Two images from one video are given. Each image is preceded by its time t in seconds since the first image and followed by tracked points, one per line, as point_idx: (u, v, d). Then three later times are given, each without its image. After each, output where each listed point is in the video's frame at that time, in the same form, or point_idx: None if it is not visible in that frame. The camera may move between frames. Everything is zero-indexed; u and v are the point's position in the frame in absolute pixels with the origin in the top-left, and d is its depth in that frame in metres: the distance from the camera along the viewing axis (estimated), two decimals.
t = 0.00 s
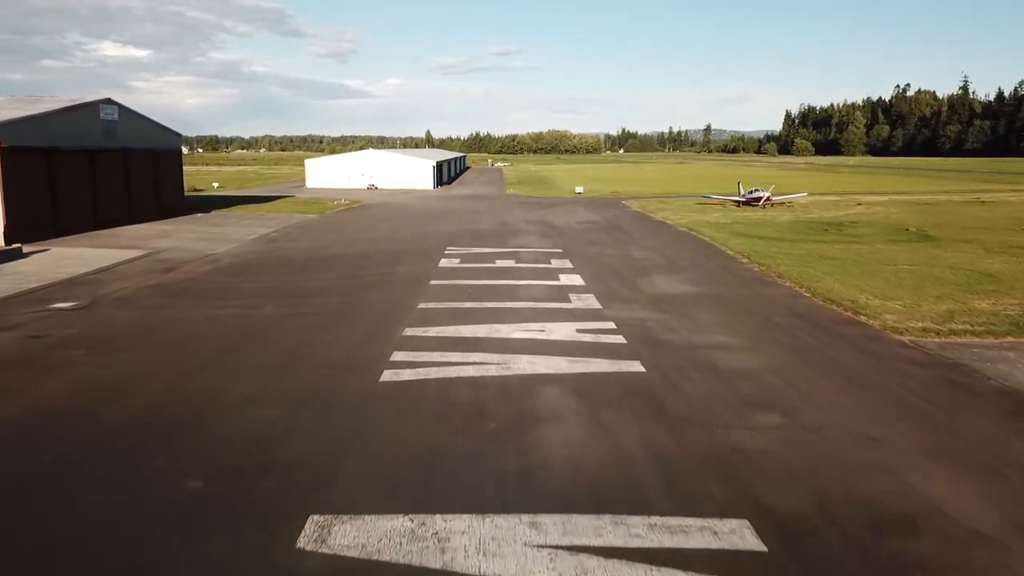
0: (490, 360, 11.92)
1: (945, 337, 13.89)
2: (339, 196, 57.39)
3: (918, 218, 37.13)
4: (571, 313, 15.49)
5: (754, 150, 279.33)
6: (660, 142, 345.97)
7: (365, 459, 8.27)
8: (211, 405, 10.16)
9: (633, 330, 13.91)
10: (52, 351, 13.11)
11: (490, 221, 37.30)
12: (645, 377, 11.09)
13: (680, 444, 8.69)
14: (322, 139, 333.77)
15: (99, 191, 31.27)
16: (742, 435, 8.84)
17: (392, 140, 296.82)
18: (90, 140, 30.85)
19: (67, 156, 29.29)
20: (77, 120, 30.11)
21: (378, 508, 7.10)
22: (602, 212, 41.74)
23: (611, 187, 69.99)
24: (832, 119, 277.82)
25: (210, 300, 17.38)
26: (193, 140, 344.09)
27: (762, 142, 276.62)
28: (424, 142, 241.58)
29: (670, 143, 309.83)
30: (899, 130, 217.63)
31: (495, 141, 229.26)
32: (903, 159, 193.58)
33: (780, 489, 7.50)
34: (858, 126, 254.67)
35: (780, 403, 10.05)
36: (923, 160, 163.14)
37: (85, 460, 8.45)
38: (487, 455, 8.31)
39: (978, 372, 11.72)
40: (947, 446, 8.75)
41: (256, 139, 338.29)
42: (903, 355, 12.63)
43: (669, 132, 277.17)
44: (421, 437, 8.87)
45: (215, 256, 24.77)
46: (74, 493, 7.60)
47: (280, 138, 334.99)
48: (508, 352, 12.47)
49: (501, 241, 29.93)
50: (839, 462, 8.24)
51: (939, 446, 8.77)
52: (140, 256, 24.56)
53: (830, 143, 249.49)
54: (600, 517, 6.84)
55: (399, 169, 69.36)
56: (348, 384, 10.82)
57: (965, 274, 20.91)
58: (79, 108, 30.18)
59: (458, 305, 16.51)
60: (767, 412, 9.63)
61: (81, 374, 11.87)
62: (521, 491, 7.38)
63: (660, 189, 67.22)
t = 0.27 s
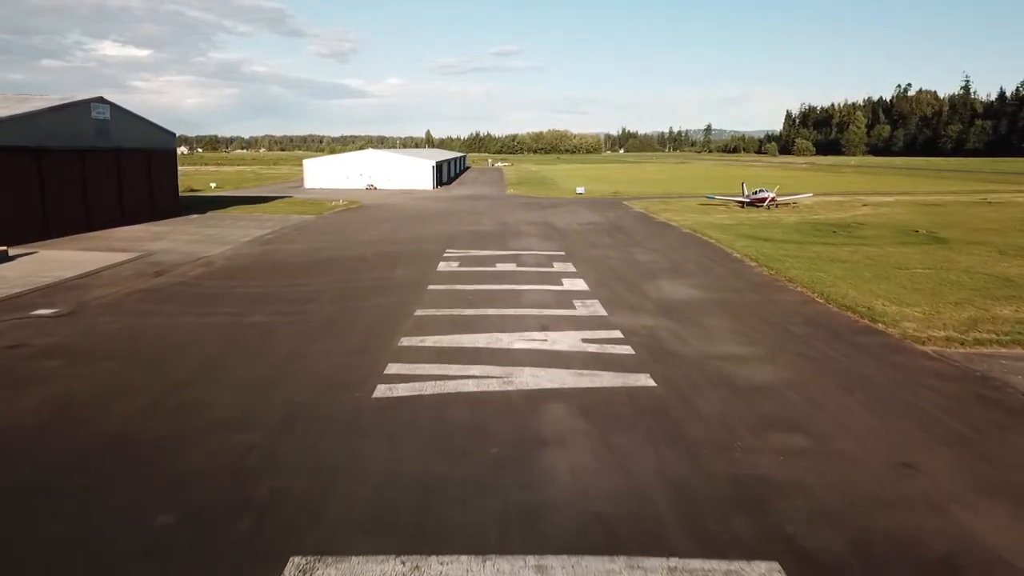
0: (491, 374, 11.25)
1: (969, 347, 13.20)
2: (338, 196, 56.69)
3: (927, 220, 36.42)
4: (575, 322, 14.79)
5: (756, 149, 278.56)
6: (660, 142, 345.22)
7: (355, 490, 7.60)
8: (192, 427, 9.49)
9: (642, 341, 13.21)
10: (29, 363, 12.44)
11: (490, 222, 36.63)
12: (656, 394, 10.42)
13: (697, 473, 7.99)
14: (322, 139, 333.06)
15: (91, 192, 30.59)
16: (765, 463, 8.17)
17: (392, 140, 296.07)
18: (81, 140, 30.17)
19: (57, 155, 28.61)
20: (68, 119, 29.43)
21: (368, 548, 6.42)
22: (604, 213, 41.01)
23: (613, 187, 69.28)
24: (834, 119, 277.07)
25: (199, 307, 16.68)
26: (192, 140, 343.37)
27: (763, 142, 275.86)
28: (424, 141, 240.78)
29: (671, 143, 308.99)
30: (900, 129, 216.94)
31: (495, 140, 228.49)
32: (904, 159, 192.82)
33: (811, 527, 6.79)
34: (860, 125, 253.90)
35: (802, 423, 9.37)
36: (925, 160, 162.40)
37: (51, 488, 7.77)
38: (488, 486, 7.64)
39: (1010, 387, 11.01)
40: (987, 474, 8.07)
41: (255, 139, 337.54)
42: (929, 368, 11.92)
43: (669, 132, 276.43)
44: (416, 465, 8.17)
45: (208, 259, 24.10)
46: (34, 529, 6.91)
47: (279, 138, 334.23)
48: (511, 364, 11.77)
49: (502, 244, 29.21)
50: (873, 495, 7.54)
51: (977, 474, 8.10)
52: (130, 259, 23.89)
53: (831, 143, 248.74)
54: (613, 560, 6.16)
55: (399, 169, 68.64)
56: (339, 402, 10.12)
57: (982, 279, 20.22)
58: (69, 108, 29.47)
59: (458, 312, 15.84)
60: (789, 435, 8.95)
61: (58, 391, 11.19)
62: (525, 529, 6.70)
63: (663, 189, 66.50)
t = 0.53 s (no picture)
0: (491, 389, 10.53)
1: (997, 358, 12.48)
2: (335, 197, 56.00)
3: (935, 221, 35.71)
4: (579, 330, 14.07)
5: (756, 150, 278.04)
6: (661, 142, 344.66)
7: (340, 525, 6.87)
8: (168, 450, 8.76)
9: (650, 352, 12.49)
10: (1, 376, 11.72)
11: (490, 224, 35.92)
12: (669, 412, 9.70)
13: (717, 505, 7.27)
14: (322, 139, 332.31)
15: (81, 193, 29.88)
16: (792, 493, 7.45)
17: (392, 140, 295.77)
18: (71, 139, 29.46)
19: (47, 155, 27.91)
20: (58, 118, 28.71)
21: None
22: (606, 214, 40.35)
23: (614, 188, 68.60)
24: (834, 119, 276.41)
25: (186, 313, 15.96)
26: (192, 139, 342.52)
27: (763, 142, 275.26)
28: (424, 141, 240.11)
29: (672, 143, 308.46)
30: (901, 129, 216.38)
31: (495, 141, 227.82)
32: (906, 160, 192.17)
33: (851, 575, 6.05)
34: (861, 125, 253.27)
35: (828, 446, 8.65)
36: (927, 160, 161.73)
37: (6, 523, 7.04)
38: (487, 520, 6.91)
39: None
40: None
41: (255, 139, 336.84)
42: (957, 382, 11.21)
43: (669, 132, 275.82)
44: (408, 495, 7.45)
45: (199, 262, 23.39)
46: None
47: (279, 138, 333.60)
48: (512, 378, 11.04)
49: (502, 246, 28.48)
50: (913, 530, 6.84)
51: None
52: (119, 262, 23.17)
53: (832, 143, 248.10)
54: None
55: (398, 169, 67.95)
56: (328, 421, 9.40)
57: (1001, 284, 19.49)
58: (59, 106, 28.73)
59: (456, 320, 15.11)
60: (815, 461, 8.23)
61: (29, 407, 10.48)
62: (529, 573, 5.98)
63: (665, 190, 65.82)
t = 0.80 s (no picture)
0: (491, 406, 9.83)
1: None
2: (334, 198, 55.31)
3: (944, 223, 35.01)
4: (584, 340, 13.38)
5: (756, 150, 277.34)
6: (661, 142, 344.05)
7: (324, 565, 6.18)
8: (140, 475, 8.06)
9: (660, 365, 11.78)
10: None
11: (490, 225, 35.23)
12: (683, 432, 9.00)
13: (741, 541, 6.58)
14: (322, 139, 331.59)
15: (72, 194, 29.20)
16: (822, 528, 6.75)
17: (391, 140, 295.14)
18: (62, 139, 28.78)
19: (36, 156, 27.23)
20: (48, 117, 28.02)
21: None
22: (608, 215, 39.64)
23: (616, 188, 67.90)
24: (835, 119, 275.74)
25: (172, 321, 15.27)
26: (192, 140, 341.90)
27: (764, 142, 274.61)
28: (424, 141, 239.45)
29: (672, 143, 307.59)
30: (902, 129, 215.70)
31: (495, 141, 227.15)
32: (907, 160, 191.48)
33: None
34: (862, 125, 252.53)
35: (857, 472, 7.95)
36: (929, 160, 161.01)
37: None
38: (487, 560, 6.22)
39: None
40: None
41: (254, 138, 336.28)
42: (989, 398, 10.50)
43: (670, 132, 275.17)
44: (400, 529, 6.76)
45: (191, 266, 22.71)
46: None
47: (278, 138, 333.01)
48: (514, 393, 10.33)
49: (502, 248, 27.79)
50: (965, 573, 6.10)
51: None
52: (108, 266, 22.50)
53: (833, 143, 247.46)
54: None
55: (397, 170, 67.25)
56: (317, 444, 8.68)
57: (1020, 289, 18.78)
58: (48, 105, 28.05)
59: (455, 328, 14.41)
60: (845, 489, 7.53)
61: None
62: None
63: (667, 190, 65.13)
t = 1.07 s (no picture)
0: (493, 424, 9.15)
1: None
2: (332, 199, 54.58)
3: (953, 224, 34.33)
4: (589, 350, 12.70)
5: (757, 150, 276.65)
6: (661, 142, 343.48)
7: None
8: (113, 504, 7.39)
9: (671, 379, 11.09)
10: None
11: (491, 226, 34.55)
12: (699, 455, 8.32)
13: None
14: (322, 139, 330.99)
15: (62, 195, 28.53)
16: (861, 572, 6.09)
17: (391, 140, 294.45)
18: (51, 139, 28.09)
19: (25, 156, 26.55)
20: (37, 116, 27.35)
21: None
22: (611, 217, 38.95)
23: (618, 189, 67.19)
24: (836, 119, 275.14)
25: (157, 328, 14.60)
26: (193, 140, 341.35)
27: (765, 142, 274.29)
28: (424, 141, 239.17)
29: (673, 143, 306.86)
30: (904, 129, 215.00)
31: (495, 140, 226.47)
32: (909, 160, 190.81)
33: None
34: (863, 125, 251.84)
35: (893, 504, 7.30)
36: (931, 161, 160.32)
37: None
38: None
39: None
40: None
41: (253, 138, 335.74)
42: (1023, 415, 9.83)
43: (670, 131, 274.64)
44: (393, 570, 6.09)
45: (182, 270, 22.03)
46: None
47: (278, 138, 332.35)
48: (516, 411, 9.66)
49: (503, 251, 27.10)
50: None
51: None
52: (97, 269, 21.81)
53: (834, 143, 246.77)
54: None
55: (396, 170, 66.55)
56: (300, 472, 7.96)
57: None
58: (38, 104, 27.37)
59: (453, 337, 13.74)
60: (881, 523, 6.88)
61: None
62: None
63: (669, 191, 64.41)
